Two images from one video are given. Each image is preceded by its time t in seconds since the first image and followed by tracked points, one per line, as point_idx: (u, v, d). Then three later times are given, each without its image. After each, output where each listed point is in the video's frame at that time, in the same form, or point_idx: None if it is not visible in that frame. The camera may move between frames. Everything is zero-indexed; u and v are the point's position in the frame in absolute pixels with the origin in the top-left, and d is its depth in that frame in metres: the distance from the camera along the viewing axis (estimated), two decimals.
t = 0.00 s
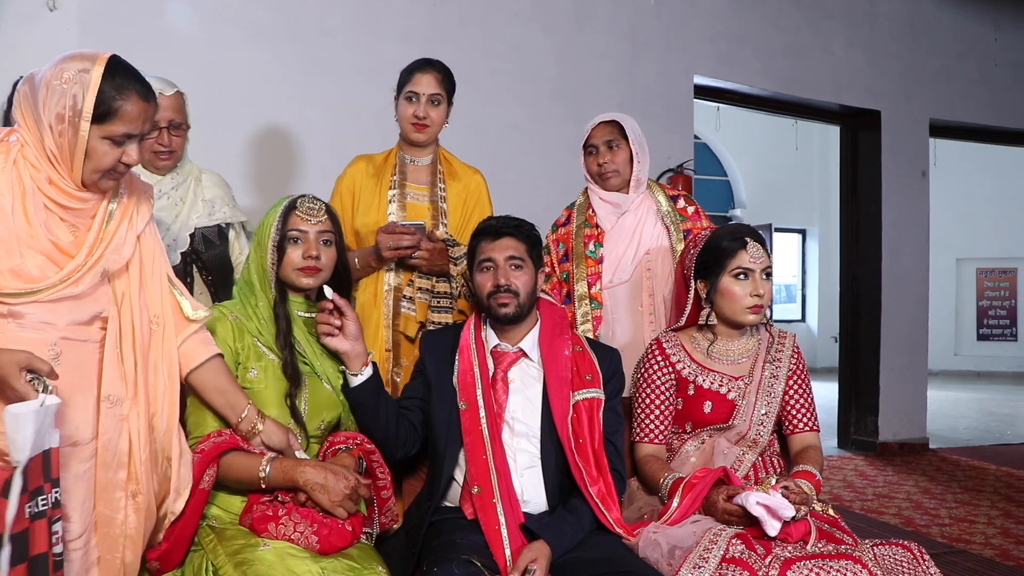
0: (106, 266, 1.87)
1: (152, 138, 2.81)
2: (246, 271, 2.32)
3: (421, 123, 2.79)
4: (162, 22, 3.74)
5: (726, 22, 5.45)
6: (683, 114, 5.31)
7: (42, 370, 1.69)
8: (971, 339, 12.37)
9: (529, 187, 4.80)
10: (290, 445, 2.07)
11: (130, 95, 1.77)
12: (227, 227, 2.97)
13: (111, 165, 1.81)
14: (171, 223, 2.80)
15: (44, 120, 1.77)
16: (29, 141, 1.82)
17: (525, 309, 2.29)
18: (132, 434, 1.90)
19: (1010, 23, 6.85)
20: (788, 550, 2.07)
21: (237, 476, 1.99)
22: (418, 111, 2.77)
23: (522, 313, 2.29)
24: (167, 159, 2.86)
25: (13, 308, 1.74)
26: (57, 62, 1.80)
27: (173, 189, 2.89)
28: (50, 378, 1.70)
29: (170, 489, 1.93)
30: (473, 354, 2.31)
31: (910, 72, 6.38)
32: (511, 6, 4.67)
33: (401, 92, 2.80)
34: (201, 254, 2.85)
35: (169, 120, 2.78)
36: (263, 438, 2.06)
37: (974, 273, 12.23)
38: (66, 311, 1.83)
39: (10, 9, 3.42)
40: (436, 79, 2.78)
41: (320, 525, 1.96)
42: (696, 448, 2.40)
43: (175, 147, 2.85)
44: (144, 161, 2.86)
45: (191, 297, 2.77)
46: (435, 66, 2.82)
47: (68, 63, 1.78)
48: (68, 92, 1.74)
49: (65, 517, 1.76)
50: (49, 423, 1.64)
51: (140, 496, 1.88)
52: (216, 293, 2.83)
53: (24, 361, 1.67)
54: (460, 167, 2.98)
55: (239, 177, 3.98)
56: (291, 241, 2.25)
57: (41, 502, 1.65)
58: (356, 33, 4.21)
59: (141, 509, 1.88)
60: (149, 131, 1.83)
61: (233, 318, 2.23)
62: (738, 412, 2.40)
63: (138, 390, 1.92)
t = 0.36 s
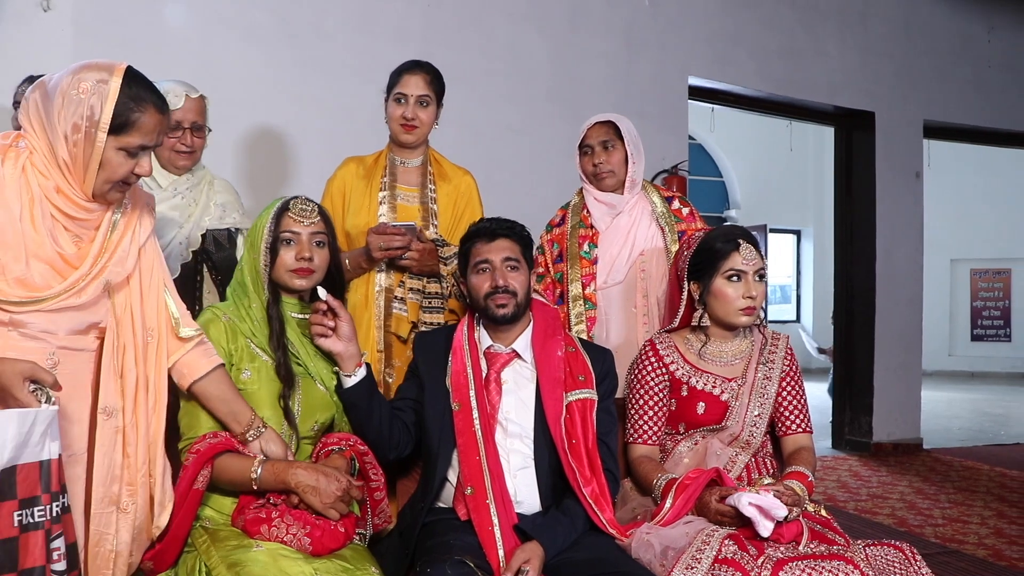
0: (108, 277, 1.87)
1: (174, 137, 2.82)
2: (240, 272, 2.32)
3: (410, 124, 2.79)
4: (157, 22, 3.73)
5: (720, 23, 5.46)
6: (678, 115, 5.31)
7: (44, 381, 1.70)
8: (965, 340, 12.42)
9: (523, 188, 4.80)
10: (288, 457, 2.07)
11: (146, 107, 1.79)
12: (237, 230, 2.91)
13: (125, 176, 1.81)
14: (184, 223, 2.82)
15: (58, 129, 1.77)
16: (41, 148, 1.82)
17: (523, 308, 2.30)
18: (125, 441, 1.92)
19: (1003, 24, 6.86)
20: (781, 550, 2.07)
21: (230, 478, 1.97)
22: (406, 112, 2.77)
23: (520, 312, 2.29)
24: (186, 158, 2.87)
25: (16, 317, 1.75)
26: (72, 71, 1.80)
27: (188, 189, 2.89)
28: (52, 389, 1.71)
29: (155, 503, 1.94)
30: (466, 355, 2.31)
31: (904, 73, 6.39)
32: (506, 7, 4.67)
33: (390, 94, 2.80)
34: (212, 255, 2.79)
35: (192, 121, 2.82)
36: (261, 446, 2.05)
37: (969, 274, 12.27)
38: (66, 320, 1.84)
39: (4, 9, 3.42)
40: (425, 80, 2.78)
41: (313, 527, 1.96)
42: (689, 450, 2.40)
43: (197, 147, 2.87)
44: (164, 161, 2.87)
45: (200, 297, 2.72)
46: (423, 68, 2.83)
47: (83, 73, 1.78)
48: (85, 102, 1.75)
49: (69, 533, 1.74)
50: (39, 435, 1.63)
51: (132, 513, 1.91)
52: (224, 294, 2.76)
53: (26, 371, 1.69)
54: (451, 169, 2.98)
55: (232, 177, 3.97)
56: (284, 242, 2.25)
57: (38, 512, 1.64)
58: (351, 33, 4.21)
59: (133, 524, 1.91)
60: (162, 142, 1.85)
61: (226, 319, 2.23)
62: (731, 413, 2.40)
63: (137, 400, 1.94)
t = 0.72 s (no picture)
0: (111, 284, 1.86)
1: (194, 140, 2.84)
2: (235, 273, 2.32)
3: (406, 126, 2.80)
4: (152, 24, 3.73)
5: (715, 24, 5.47)
6: (673, 116, 5.32)
7: (51, 385, 1.68)
8: (961, 341, 12.47)
9: (519, 188, 4.80)
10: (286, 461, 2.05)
11: (157, 115, 1.79)
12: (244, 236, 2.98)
13: (133, 184, 1.81)
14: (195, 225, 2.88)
15: (67, 136, 1.76)
16: (48, 155, 1.81)
17: (518, 309, 2.30)
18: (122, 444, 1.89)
19: (997, 25, 6.88)
20: (775, 550, 2.08)
21: (220, 478, 1.98)
22: (404, 114, 2.77)
23: (514, 313, 2.30)
24: (203, 161, 2.89)
25: (17, 322, 1.72)
26: (82, 78, 1.79)
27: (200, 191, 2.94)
28: (59, 393, 1.70)
29: (152, 510, 1.93)
30: (461, 356, 2.31)
31: (898, 74, 6.41)
32: (501, 8, 4.68)
33: (387, 96, 2.81)
34: (219, 258, 2.84)
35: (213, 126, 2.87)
36: (259, 449, 2.03)
37: (964, 274, 12.31)
38: (69, 326, 1.82)
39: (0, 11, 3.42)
40: (421, 83, 2.79)
41: (309, 528, 1.96)
42: (684, 450, 2.41)
43: (214, 152, 2.90)
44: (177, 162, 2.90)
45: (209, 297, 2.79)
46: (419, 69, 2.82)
47: (95, 80, 1.78)
48: (96, 110, 1.74)
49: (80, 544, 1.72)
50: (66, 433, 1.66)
51: (130, 518, 1.88)
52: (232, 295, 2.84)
53: (33, 375, 1.67)
54: (447, 171, 2.99)
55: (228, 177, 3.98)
56: (279, 243, 2.26)
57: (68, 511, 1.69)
58: (346, 34, 4.21)
59: (132, 529, 1.89)
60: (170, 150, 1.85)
61: (221, 321, 2.23)
62: (726, 414, 2.41)
63: (136, 406, 1.92)
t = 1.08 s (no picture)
0: (110, 292, 1.85)
1: (234, 150, 3.05)
2: (231, 274, 2.33)
3: (406, 127, 2.80)
4: (149, 24, 3.74)
5: (712, 25, 5.49)
6: (670, 117, 5.33)
7: (54, 390, 1.70)
8: (956, 341, 12.50)
9: (516, 189, 4.81)
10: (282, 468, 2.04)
11: (162, 123, 1.79)
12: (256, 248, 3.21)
13: (137, 191, 1.81)
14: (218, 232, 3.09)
15: (72, 144, 1.76)
16: (52, 162, 1.81)
17: (514, 310, 2.31)
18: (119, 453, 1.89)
19: (993, 27, 6.91)
20: (770, 550, 2.09)
21: (210, 484, 2.00)
22: (404, 115, 2.78)
23: (511, 313, 2.30)
24: (234, 172, 3.08)
25: (15, 327, 1.74)
26: (89, 86, 1.80)
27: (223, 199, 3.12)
28: (61, 399, 1.72)
29: (143, 520, 1.91)
30: (458, 357, 2.31)
31: (894, 75, 6.43)
32: (498, 9, 4.69)
33: (387, 97, 2.81)
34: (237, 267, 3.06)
35: (251, 140, 3.12)
36: (261, 461, 2.03)
37: (959, 275, 12.37)
38: (66, 332, 1.83)
39: None
40: (421, 85, 2.79)
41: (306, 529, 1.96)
42: (680, 450, 2.42)
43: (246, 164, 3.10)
44: (209, 167, 3.03)
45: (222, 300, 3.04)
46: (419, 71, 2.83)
47: (101, 88, 1.78)
48: (102, 118, 1.75)
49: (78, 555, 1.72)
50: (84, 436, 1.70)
51: (123, 528, 1.86)
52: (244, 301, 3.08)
53: (36, 381, 1.69)
54: (444, 172, 2.99)
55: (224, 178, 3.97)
56: (276, 244, 2.26)
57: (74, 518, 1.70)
58: (343, 35, 4.22)
59: (124, 539, 1.87)
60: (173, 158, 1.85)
61: (217, 321, 2.23)
62: (722, 415, 2.42)
63: (131, 413, 1.91)
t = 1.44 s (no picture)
0: (109, 301, 1.86)
1: (265, 160, 3.03)
2: (231, 274, 2.33)
3: (406, 127, 2.80)
4: (146, 25, 3.73)
5: (709, 26, 5.50)
6: (667, 118, 5.34)
7: (54, 395, 1.71)
8: (952, 341, 12.53)
9: (513, 189, 4.82)
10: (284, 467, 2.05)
11: (162, 131, 1.80)
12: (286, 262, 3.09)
13: (137, 199, 1.81)
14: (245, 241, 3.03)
15: (73, 151, 1.76)
16: (54, 169, 1.81)
17: (512, 310, 2.31)
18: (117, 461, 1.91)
19: (989, 28, 6.93)
20: (768, 550, 2.09)
21: (212, 484, 2.00)
22: (404, 116, 2.78)
23: (509, 314, 2.31)
24: (265, 180, 3.07)
25: (13, 333, 1.73)
26: (90, 94, 1.80)
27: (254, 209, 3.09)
28: (62, 403, 1.71)
29: (144, 524, 1.93)
30: (457, 358, 2.32)
31: (890, 76, 6.45)
32: (495, 9, 4.69)
33: (387, 97, 2.82)
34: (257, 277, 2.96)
35: (284, 151, 3.07)
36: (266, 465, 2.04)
37: (955, 275, 12.41)
38: (65, 338, 1.82)
39: None
40: (422, 85, 2.80)
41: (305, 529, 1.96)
42: (677, 451, 2.43)
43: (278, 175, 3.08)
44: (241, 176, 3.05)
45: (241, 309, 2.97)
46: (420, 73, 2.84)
47: (102, 96, 1.79)
48: (103, 125, 1.75)
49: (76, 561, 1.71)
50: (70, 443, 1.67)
51: (124, 535, 1.89)
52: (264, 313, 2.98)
53: (36, 385, 1.69)
54: (444, 173, 2.99)
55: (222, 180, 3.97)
56: (275, 245, 2.26)
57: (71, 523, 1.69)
58: (340, 35, 4.22)
59: (125, 548, 1.90)
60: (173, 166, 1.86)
61: (217, 322, 2.23)
62: (719, 415, 2.43)
63: (130, 421, 1.92)
